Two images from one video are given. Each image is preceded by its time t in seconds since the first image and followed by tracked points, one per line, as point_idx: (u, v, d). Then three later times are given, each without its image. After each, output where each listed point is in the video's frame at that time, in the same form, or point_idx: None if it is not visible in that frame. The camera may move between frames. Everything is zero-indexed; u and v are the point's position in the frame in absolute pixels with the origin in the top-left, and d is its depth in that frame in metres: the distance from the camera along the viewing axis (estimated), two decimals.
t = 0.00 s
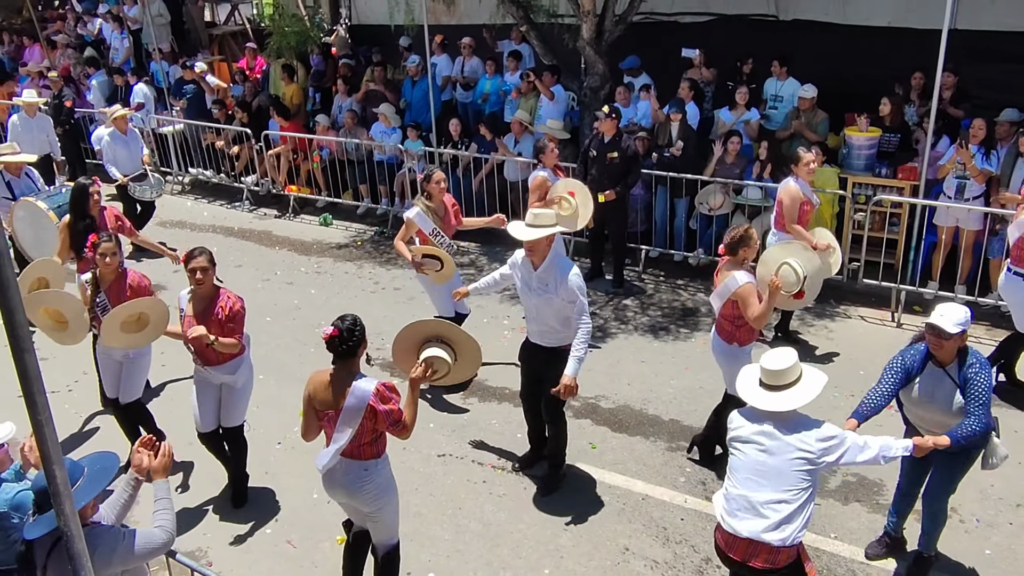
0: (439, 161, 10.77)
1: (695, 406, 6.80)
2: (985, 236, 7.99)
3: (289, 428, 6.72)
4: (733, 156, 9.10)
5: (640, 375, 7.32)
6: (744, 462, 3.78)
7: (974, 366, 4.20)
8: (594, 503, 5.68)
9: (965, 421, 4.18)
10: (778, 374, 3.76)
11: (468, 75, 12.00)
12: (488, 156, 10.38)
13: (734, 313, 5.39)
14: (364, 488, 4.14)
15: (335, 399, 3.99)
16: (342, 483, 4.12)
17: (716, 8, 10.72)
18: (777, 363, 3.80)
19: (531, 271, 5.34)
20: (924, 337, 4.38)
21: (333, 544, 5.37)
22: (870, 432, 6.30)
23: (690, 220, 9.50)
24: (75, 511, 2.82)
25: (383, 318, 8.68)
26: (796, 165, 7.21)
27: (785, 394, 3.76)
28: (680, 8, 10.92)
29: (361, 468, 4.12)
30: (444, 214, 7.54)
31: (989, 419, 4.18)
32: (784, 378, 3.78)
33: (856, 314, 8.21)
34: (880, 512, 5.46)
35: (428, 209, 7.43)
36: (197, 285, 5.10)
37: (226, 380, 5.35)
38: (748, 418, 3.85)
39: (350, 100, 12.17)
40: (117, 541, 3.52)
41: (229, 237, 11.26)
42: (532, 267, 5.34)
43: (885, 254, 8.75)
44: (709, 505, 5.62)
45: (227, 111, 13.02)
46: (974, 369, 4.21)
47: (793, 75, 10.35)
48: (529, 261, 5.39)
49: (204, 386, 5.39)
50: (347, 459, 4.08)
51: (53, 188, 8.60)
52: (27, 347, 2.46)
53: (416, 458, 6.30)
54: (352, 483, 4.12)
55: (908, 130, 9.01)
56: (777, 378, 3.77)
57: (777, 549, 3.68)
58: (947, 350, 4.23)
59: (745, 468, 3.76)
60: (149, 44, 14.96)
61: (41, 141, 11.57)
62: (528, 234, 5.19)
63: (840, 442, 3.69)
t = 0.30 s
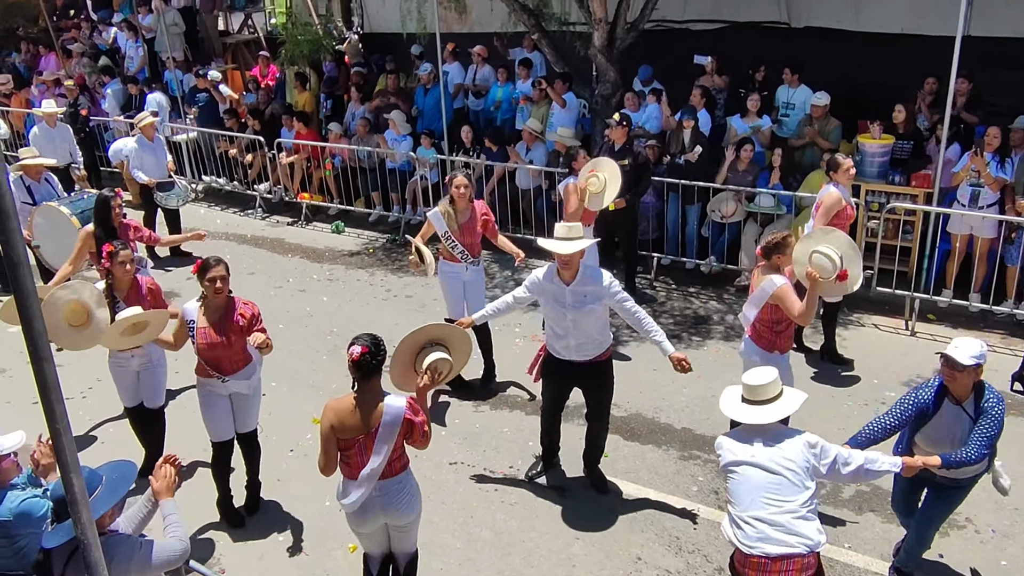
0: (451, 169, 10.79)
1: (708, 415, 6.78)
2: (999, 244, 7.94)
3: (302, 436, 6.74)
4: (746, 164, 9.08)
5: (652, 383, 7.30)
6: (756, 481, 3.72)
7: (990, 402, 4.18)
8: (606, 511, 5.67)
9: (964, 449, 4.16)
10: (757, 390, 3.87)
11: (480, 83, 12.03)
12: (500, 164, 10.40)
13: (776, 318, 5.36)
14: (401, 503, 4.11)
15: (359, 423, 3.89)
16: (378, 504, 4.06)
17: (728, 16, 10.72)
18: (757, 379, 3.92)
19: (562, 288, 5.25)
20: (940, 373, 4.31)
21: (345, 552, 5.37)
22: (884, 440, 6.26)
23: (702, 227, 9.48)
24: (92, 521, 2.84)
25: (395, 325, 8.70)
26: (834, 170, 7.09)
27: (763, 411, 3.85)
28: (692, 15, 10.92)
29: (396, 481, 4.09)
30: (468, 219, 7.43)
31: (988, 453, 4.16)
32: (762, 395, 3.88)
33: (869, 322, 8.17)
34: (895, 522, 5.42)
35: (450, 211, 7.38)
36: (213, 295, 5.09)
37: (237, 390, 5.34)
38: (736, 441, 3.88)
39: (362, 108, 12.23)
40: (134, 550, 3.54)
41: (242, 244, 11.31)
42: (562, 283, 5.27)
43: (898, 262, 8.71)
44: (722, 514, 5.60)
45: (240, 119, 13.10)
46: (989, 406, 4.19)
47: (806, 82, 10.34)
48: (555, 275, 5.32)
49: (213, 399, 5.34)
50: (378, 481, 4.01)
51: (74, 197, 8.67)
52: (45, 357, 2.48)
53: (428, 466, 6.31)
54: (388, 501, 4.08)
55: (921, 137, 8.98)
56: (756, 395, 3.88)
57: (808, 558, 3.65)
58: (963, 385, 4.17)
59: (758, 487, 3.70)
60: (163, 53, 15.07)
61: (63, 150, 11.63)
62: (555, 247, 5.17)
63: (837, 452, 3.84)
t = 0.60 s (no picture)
0: (468, 181, 10.83)
1: (725, 429, 6.74)
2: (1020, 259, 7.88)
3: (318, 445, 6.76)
4: (763, 177, 9.07)
5: (669, 396, 7.28)
6: (758, 451, 3.89)
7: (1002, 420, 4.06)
8: (622, 523, 5.65)
9: (993, 481, 4.05)
10: (789, 359, 3.93)
11: (497, 95, 12.08)
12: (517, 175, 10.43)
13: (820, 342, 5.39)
14: (415, 523, 4.11)
15: (387, 440, 3.86)
16: (395, 524, 4.04)
17: (746, 29, 10.72)
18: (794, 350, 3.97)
19: (611, 309, 5.14)
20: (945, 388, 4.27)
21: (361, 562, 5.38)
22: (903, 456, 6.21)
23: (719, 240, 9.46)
24: (116, 529, 2.87)
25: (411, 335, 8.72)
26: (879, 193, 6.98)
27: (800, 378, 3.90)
28: (710, 28, 10.94)
29: (413, 502, 4.08)
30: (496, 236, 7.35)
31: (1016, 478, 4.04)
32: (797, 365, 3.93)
33: (888, 337, 8.12)
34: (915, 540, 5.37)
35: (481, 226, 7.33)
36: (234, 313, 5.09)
37: (249, 407, 5.29)
38: (760, 405, 3.98)
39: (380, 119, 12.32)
40: (154, 557, 3.56)
41: (260, 253, 11.39)
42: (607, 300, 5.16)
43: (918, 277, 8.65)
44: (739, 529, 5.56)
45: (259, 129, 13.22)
46: (1000, 419, 4.06)
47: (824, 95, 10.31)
48: (598, 294, 5.19)
49: (226, 419, 5.27)
50: (396, 499, 3.99)
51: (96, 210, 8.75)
52: (73, 367, 2.51)
53: (444, 477, 6.32)
54: (405, 522, 4.07)
55: (941, 151, 8.93)
56: (790, 362, 3.92)
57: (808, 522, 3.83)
58: (969, 402, 4.12)
59: (758, 456, 3.89)
60: (184, 63, 15.22)
61: (95, 161, 11.73)
62: (607, 267, 5.04)
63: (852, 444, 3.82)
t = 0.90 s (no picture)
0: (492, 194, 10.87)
1: (750, 447, 6.69)
2: None
3: (342, 457, 6.78)
4: (789, 194, 9.03)
5: (693, 413, 7.23)
6: (799, 435, 4.05)
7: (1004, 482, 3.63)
8: (645, 542, 5.61)
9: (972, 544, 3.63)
10: (854, 361, 3.93)
11: (521, 110, 12.15)
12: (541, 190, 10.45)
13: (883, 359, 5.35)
14: (445, 537, 4.13)
15: (421, 457, 3.85)
16: (427, 539, 4.05)
17: (771, 44, 10.70)
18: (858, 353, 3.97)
19: (654, 343, 4.85)
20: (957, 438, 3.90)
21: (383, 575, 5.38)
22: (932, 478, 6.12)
23: (744, 256, 9.42)
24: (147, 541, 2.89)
25: (434, 348, 8.74)
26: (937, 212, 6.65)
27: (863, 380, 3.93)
28: (735, 44, 10.93)
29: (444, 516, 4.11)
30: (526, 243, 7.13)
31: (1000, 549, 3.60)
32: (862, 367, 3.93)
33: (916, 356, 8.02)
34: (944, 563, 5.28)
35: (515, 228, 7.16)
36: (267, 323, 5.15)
37: (282, 415, 5.30)
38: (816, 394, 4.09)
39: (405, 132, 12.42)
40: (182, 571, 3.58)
41: (285, 265, 11.48)
42: (649, 332, 4.86)
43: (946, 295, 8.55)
44: (763, 549, 5.51)
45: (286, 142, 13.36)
46: (998, 481, 3.65)
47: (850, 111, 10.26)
48: (640, 328, 4.85)
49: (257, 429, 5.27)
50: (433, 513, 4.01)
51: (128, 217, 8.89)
52: (108, 378, 2.54)
53: (466, 491, 6.31)
54: (437, 535, 4.09)
55: (970, 169, 8.84)
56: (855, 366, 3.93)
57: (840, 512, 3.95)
58: (977, 457, 3.73)
59: (797, 439, 4.06)
60: (213, 76, 15.43)
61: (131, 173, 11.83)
62: (651, 298, 4.76)
63: (867, 454, 3.74)
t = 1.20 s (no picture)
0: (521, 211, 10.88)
1: (780, 471, 6.59)
2: None
3: (369, 472, 6.79)
4: (822, 214, 8.94)
5: (722, 434, 7.15)
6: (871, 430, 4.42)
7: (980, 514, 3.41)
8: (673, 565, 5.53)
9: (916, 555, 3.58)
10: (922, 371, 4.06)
11: (552, 127, 12.22)
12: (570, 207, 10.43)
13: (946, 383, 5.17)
14: (479, 560, 4.13)
15: (446, 477, 3.84)
16: (456, 562, 4.05)
17: (804, 63, 10.65)
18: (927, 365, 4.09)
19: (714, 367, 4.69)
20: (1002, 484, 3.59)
21: None
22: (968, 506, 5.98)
23: (775, 276, 9.33)
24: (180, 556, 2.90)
25: (462, 364, 8.74)
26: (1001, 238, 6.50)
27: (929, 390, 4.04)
28: (766, 63, 10.93)
29: (474, 538, 4.10)
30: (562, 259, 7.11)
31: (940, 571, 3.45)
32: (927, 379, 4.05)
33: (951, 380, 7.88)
34: None
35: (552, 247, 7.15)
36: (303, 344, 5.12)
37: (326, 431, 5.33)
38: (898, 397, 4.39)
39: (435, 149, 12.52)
40: None
41: (314, 279, 11.57)
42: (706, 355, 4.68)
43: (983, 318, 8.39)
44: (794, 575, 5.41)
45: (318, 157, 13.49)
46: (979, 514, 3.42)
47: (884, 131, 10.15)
48: (701, 353, 4.66)
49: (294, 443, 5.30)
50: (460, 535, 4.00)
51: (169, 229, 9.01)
52: (146, 395, 2.56)
53: (493, 509, 6.29)
54: (466, 560, 4.08)
55: (1008, 191, 8.69)
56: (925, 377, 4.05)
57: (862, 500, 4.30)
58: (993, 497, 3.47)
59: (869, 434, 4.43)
60: (247, 92, 15.64)
61: (175, 190, 12.01)
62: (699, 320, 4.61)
63: (879, 445, 4.09)
